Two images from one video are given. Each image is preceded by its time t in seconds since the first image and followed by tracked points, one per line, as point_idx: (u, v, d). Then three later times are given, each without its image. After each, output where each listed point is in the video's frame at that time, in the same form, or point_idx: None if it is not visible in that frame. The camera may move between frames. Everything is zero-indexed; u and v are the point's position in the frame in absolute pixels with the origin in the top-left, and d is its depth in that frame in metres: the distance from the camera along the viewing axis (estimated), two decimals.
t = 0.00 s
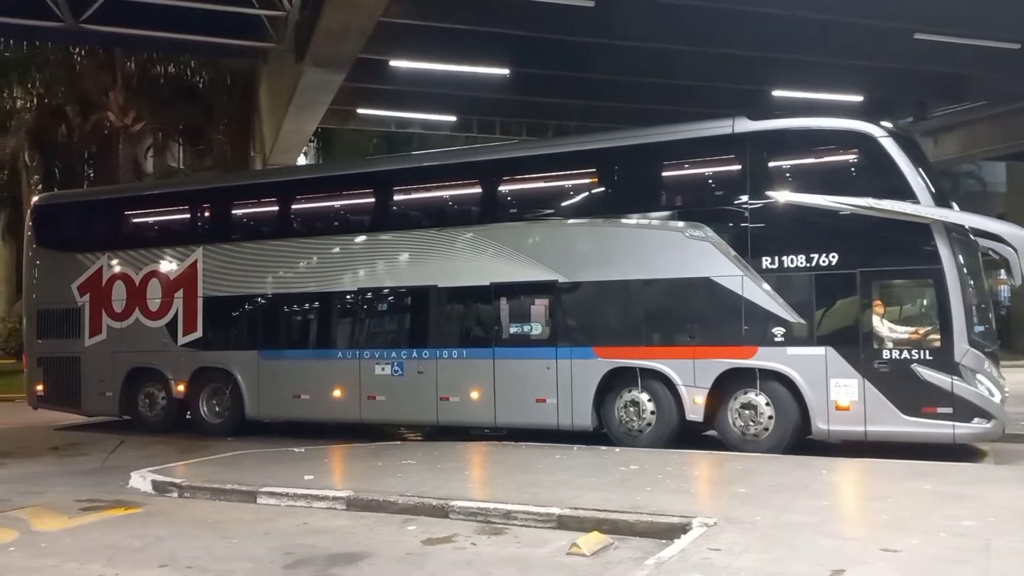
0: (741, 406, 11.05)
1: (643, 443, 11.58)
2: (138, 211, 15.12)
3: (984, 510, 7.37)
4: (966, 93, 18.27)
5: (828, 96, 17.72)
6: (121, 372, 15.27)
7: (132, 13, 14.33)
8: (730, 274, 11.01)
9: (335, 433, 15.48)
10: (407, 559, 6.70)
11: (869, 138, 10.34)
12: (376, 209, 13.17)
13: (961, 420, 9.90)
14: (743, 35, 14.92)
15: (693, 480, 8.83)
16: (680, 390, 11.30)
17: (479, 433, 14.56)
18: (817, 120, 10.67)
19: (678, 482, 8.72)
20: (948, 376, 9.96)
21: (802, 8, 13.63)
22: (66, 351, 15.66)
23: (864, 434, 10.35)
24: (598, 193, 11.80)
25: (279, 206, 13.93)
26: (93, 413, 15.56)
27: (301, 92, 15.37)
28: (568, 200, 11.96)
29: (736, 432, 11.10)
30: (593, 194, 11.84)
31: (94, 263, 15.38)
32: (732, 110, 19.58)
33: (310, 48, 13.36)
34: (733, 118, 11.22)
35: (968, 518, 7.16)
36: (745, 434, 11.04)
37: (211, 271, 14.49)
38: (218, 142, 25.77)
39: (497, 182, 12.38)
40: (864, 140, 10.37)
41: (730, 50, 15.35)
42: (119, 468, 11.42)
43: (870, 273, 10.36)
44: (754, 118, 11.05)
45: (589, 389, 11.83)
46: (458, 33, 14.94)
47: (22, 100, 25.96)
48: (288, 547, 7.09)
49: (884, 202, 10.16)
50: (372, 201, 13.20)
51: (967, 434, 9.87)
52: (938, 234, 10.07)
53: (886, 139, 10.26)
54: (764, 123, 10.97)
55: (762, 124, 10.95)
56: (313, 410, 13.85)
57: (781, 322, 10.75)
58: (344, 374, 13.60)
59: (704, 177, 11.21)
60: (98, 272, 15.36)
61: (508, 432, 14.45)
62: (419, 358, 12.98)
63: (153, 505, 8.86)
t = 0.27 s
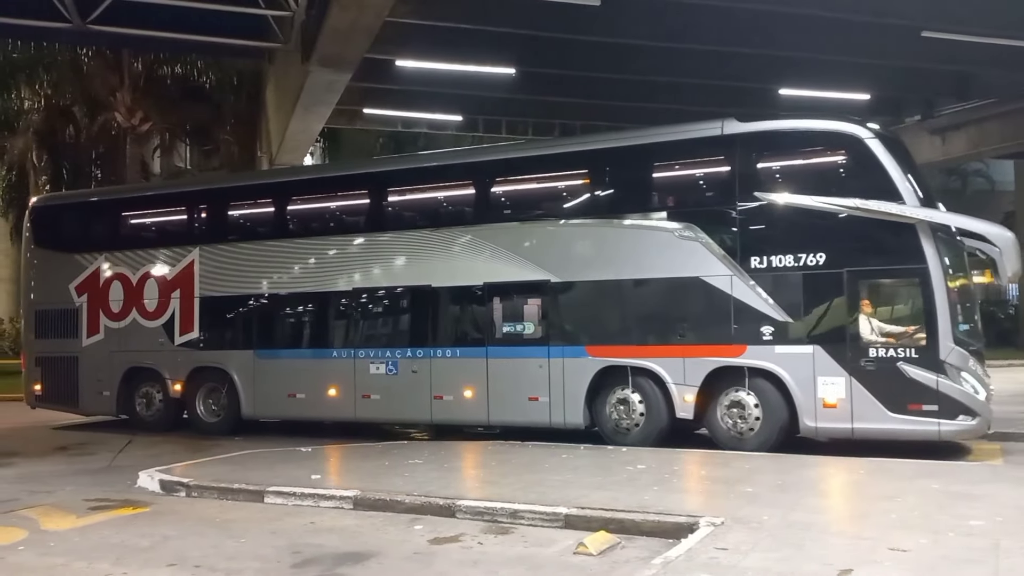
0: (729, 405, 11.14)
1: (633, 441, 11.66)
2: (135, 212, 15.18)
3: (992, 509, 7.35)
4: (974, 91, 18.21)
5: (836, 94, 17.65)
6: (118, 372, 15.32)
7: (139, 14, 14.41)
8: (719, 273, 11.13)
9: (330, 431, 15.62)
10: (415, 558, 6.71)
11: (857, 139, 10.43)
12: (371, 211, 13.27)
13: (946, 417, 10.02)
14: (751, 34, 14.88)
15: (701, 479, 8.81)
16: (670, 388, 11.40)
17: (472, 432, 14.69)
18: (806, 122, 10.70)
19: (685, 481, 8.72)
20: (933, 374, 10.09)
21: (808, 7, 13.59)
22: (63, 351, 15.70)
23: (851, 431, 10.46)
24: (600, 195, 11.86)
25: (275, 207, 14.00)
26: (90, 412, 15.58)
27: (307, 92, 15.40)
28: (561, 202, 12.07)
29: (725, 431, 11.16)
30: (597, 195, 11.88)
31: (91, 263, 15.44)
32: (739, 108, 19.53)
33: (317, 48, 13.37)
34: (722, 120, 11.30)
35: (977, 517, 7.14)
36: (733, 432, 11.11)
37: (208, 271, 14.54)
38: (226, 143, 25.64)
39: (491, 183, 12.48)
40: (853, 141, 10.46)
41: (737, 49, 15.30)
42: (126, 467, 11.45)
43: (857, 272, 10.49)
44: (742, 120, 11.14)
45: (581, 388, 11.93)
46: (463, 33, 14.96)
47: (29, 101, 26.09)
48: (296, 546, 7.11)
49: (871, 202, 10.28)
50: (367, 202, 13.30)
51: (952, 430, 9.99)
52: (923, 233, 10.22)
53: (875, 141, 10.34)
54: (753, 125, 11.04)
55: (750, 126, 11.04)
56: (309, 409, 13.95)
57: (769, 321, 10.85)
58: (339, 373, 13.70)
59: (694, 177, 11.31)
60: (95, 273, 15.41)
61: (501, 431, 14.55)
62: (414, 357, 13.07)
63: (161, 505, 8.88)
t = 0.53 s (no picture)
0: (720, 403, 11.25)
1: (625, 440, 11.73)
2: (134, 212, 15.23)
3: (1001, 509, 7.32)
4: (983, 89, 18.14)
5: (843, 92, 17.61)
6: (116, 372, 15.36)
7: (148, 15, 14.45)
8: (710, 273, 11.20)
9: (327, 429, 15.70)
10: (422, 558, 6.71)
11: (844, 141, 10.53)
12: (366, 212, 13.30)
13: (933, 416, 10.14)
14: (758, 32, 14.85)
15: (708, 479, 8.78)
16: (663, 387, 11.47)
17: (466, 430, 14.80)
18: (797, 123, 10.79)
19: (693, 481, 8.71)
20: (921, 373, 10.20)
21: (816, 5, 13.54)
22: (62, 351, 15.75)
23: (841, 429, 10.55)
24: (605, 195, 11.84)
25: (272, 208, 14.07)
26: (89, 411, 15.64)
27: (315, 92, 15.42)
28: (556, 203, 12.11)
29: (715, 428, 11.28)
30: (601, 195, 11.86)
31: (89, 264, 15.48)
32: (746, 108, 19.48)
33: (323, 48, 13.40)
34: (713, 122, 11.40)
35: (986, 517, 7.10)
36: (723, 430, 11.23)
37: (206, 270, 14.58)
38: (233, 143, 25.68)
39: (485, 184, 12.53)
40: (841, 143, 10.55)
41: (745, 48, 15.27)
42: (134, 466, 11.48)
43: (846, 273, 10.57)
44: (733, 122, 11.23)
45: (575, 387, 12.00)
46: (470, 33, 14.98)
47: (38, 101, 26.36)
48: (303, 545, 7.12)
49: (860, 204, 10.37)
50: (362, 203, 13.33)
51: (939, 428, 10.12)
52: (911, 233, 10.30)
53: (862, 142, 10.45)
54: (743, 127, 11.14)
55: (741, 128, 11.13)
56: (307, 409, 13.97)
57: (759, 321, 10.93)
58: (336, 372, 13.75)
59: (687, 179, 11.35)
60: (94, 273, 15.46)
61: (496, 430, 14.62)
62: (411, 356, 13.14)
63: (170, 504, 8.91)
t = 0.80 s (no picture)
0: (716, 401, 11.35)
1: (623, 438, 11.82)
2: (137, 212, 15.29)
3: (1016, 509, 7.28)
4: (997, 87, 18.03)
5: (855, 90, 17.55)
6: (120, 371, 15.44)
7: (161, 16, 14.53)
8: (707, 273, 11.28)
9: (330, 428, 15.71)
10: (435, 556, 6.73)
11: (838, 143, 10.62)
12: (368, 212, 13.34)
13: (927, 413, 10.24)
14: (770, 31, 14.83)
15: (720, 479, 8.76)
16: (661, 386, 11.56)
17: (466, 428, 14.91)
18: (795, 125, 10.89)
19: (705, 480, 8.71)
20: (914, 371, 10.30)
21: (828, 4, 13.50)
22: (67, 351, 15.80)
23: (835, 427, 10.67)
24: (612, 195, 11.84)
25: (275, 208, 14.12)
26: (93, 409, 15.75)
27: (327, 91, 15.47)
28: (556, 203, 12.16)
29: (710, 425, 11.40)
30: (608, 195, 11.87)
31: (93, 264, 15.55)
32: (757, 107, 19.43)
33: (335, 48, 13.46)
34: (710, 124, 11.49)
35: (1002, 517, 7.06)
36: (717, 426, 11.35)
37: (210, 270, 14.64)
38: (245, 143, 25.79)
39: (485, 185, 12.57)
40: (835, 145, 10.63)
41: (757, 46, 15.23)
42: (147, 465, 11.55)
43: (841, 273, 10.68)
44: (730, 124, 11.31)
45: (574, 386, 12.05)
46: (481, 33, 15.01)
47: (54, 102, 26.70)
48: (316, 543, 7.15)
49: (855, 205, 10.47)
50: (364, 203, 13.37)
51: (932, 426, 10.23)
52: (905, 234, 10.40)
53: (855, 144, 10.52)
54: (740, 129, 11.20)
55: (738, 130, 11.21)
56: (309, 407, 14.01)
57: (755, 320, 11.03)
58: (337, 370, 13.78)
59: (685, 180, 11.44)
60: (98, 273, 15.53)
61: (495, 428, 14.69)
62: (410, 355, 13.18)
63: (184, 502, 8.97)
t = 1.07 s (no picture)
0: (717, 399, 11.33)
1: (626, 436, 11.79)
2: (147, 212, 15.40)
3: None
4: (1018, 84, 17.85)
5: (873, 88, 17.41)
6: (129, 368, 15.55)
7: (178, 17, 14.64)
8: (709, 272, 11.27)
9: (337, 426, 15.76)
10: (452, 554, 6.74)
11: (839, 144, 10.60)
12: (375, 212, 13.39)
13: (926, 411, 10.21)
14: (789, 28, 14.75)
15: (737, 479, 8.71)
16: (663, 384, 11.56)
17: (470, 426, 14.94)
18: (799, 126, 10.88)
19: (721, 480, 8.67)
20: (914, 370, 10.28)
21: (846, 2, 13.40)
22: (78, 348, 15.92)
23: (836, 425, 10.65)
24: (620, 195, 11.83)
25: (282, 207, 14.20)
26: (102, 406, 15.85)
27: (343, 91, 15.55)
28: (561, 204, 12.18)
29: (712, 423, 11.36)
30: (616, 198, 11.85)
31: (105, 262, 15.68)
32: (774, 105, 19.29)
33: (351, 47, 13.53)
34: (713, 126, 11.49)
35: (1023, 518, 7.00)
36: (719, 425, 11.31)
37: (218, 268, 14.72)
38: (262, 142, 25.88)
39: (491, 185, 12.60)
40: (836, 146, 10.62)
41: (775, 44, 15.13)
42: (165, 462, 11.62)
43: (842, 272, 10.68)
44: (734, 126, 11.32)
45: (577, 384, 12.05)
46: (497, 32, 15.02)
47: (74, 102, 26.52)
48: (333, 541, 7.18)
49: (856, 206, 10.47)
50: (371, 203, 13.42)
51: (932, 424, 10.19)
52: (906, 234, 10.39)
53: (857, 145, 10.51)
54: (743, 131, 11.23)
55: (741, 132, 11.23)
56: (316, 404, 14.05)
57: (757, 318, 11.02)
58: (343, 367, 13.82)
59: (688, 181, 11.43)
60: (108, 272, 15.65)
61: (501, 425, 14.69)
62: (415, 353, 13.21)
63: (202, 499, 9.02)
